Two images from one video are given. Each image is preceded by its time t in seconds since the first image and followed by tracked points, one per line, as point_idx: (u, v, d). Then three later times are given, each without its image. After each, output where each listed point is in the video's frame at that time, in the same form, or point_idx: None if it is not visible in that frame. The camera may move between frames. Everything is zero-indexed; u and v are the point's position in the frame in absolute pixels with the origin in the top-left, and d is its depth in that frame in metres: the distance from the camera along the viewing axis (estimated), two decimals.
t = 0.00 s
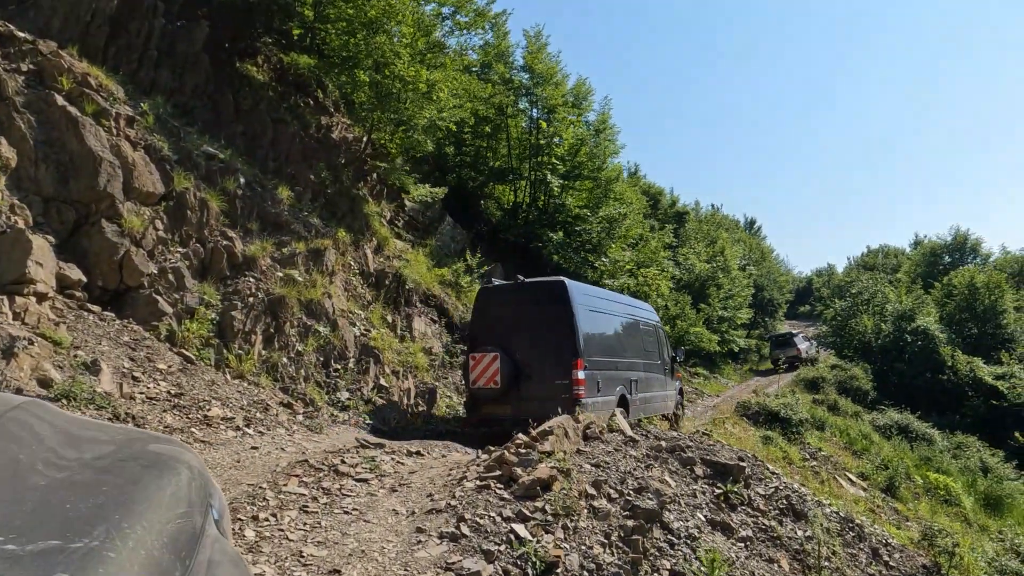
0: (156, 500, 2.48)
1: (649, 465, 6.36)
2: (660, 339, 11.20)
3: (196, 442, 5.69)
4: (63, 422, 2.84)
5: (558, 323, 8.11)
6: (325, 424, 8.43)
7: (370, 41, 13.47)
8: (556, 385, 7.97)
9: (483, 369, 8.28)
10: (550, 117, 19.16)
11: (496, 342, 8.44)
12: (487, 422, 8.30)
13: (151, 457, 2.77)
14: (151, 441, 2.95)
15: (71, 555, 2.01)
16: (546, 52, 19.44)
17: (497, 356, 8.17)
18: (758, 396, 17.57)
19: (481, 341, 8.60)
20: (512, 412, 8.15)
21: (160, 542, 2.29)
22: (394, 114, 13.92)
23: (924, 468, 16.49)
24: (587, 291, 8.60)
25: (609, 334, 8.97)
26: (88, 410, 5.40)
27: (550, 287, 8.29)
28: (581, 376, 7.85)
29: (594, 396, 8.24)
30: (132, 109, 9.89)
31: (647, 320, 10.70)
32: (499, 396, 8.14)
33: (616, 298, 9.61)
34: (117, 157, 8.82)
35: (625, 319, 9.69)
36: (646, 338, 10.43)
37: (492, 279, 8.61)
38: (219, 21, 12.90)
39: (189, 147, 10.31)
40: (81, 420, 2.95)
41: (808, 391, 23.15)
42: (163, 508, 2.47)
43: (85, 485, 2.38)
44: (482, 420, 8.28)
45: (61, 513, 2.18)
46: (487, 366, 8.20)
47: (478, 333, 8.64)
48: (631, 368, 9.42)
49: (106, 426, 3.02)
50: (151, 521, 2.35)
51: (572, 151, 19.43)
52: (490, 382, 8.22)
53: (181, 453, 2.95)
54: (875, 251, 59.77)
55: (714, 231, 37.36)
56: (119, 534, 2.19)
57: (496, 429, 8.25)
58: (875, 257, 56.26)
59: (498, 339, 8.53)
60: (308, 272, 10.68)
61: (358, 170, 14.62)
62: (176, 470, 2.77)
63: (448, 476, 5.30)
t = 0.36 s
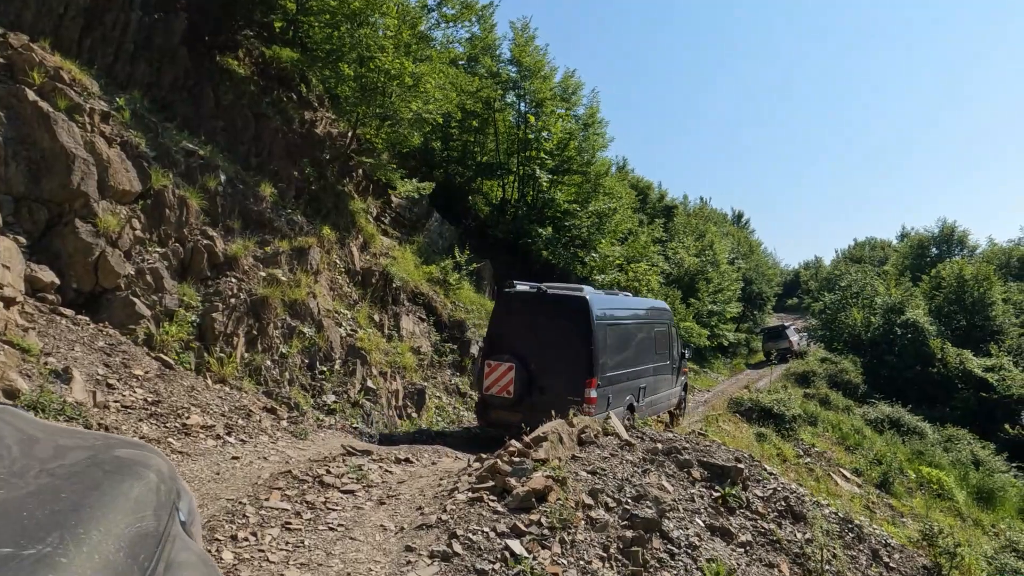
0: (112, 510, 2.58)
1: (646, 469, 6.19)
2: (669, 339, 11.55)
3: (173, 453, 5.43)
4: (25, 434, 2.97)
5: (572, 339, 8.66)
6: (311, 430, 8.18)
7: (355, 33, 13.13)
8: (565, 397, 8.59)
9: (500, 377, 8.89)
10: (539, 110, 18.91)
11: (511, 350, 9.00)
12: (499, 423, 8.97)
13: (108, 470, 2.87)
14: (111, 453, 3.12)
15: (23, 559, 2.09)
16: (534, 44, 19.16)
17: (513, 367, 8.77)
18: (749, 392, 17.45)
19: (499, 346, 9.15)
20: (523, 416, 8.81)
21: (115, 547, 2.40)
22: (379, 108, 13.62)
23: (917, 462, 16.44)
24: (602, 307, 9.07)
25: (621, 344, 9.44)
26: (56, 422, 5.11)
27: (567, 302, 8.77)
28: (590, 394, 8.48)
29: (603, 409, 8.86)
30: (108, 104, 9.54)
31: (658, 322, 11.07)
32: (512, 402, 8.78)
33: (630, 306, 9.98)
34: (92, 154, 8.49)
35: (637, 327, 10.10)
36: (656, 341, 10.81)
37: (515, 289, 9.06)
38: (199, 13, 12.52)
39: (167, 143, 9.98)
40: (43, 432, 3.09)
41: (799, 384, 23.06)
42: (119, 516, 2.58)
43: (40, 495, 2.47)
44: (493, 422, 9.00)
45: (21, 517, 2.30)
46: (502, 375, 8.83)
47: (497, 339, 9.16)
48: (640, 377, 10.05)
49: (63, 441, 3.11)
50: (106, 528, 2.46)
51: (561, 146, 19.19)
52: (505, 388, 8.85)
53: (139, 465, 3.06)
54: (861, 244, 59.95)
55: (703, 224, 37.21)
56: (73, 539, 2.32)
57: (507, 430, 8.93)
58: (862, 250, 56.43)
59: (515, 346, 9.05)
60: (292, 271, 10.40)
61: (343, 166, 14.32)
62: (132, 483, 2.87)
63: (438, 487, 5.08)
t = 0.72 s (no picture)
0: (91, 493, 2.50)
1: (647, 472, 6.00)
2: (667, 334, 11.38)
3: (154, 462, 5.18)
4: None
5: (573, 336, 8.54)
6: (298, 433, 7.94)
7: (341, 23, 12.80)
8: (568, 394, 8.43)
9: (502, 375, 8.71)
10: (528, 103, 18.69)
11: (513, 348, 8.84)
12: (501, 422, 8.78)
13: (88, 454, 2.78)
14: (91, 439, 2.99)
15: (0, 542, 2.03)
16: (522, 36, 18.89)
17: (515, 365, 8.60)
18: (741, 388, 17.34)
19: (500, 345, 8.99)
20: (526, 415, 8.63)
21: (95, 529, 2.33)
22: (364, 100, 13.32)
23: (908, 457, 16.42)
24: (601, 303, 8.97)
25: (620, 339, 9.32)
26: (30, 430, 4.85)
27: (567, 299, 8.66)
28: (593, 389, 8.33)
29: (604, 404, 8.73)
30: (84, 95, 9.21)
31: (657, 316, 10.92)
32: (515, 401, 8.60)
33: (628, 301, 9.86)
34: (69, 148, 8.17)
35: (636, 321, 9.97)
36: (654, 337, 10.67)
37: (514, 287, 8.92)
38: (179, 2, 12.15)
39: (147, 137, 9.65)
40: (17, 420, 2.96)
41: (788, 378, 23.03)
42: (99, 499, 2.49)
43: (15, 481, 2.39)
44: (496, 421, 8.81)
45: None
46: (504, 373, 8.63)
47: (497, 338, 9.00)
48: (639, 370, 9.91)
49: (41, 427, 2.99)
50: (85, 511, 2.38)
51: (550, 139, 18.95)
52: (508, 387, 8.66)
53: (120, 449, 2.96)
54: (846, 238, 60.25)
55: (690, 218, 37.14)
56: (52, 522, 2.24)
57: (510, 429, 8.74)
58: (847, 243, 56.64)
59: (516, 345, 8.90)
60: (278, 269, 10.12)
61: (328, 160, 14.01)
62: (113, 465, 2.79)
63: (435, 496, 4.86)
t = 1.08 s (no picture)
0: (44, 481, 2.26)
1: (643, 474, 5.77)
2: (661, 331, 11.16)
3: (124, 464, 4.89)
4: None
5: (565, 337, 8.29)
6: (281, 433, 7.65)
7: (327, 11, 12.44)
8: (562, 394, 8.20)
9: (496, 378, 8.49)
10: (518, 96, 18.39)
11: (506, 350, 8.61)
12: (497, 425, 8.55)
13: (45, 443, 2.53)
14: (49, 429, 2.72)
15: None
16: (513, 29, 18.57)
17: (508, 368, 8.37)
18: (731, 386, 17.16)
19: (492, 348, 8.75)
20: (521, 417, 8.40)
21: (44, 517, 2.10)
22: (352, 90, 12.98)
23: (898, 455, 16.30)
24: (593, 302, 8.72)
25: (614, 337, 9.10)
26: None
27: (558, 300, 8.42)
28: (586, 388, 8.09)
29: (600, 403, 8.52)
30: (58, 81, 8.85)
31: (650, 314, 10.71)
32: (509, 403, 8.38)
33: (620, 299, 9.63)
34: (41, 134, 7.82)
35: (629, 319, 9.75)
36: (648, 334, 10.45)
37: (504, 290, 8.68)
38: None
39: (124, 125, 9.30)
40: None
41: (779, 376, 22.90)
42: (53, 488, 2.26)
43: None
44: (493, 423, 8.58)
45: None
46: (497, 375, 8.41)
47: (490, 341, 8.77)
48: (634, 367, 9.70)
49: None
50: (35, 498, 2.16)
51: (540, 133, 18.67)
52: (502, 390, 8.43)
53: (80, 440, 2.70)
54: (833, 235, 60.40)
55: (680, 215, 36.95)
56: None
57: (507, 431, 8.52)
58: (835, 241, 56.73)
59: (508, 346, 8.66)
60: (261, 262, 9.80)
61: (313, 152, 13.67)
62: (70, 456, 2.53)
63: (421, 501, 4.60)
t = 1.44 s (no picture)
0: (25, 477, 2.00)
1: (651, 480, 5.49)
2: (665, 329, 10.90)
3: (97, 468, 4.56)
4: None
5: (582, 331, 8.11)
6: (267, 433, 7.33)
7: None
8: (576, 389, 8.02)
9: (512, 369, 8.25)
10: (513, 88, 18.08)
11: (519, 342, 8.38)
12: (507, 418, 8.32)
13: (22, 439, 2.23)
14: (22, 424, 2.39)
15: None
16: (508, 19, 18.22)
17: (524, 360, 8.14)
18: (725, 385, 16.95)
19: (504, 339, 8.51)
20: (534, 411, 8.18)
21: (26, 515, 1.87)
22: (343, 78, 12.59)
23: (892, 456, 16.15)
24: (606, 297, 8.57)
25: (623, 333, 8.89)
26: None
27: (575, 293, 8.23)
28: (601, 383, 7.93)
29: (611, 399, 8.31)
30: (35, 62, 8.45)
31: (656, 311, 10.46)
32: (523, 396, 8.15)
33: (628, 296, 9.43)
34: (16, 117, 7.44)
35: (635, 316, 9.52)
36: (653, 332, 10.20)
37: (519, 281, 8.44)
38: None
39: (105, 109, 8.91)
40: None
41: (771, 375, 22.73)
42: (31, 484, 2.00)
43: None
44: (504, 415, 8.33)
45: None
46: (514, 367, 8.18)
47: (502, 333, 8.52)
48: (639, 365, 9.46)
49: None
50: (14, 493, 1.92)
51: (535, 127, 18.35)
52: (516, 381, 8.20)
53: (61, 437, 2.39)
54: (823, 234, 60.49)
55: (672, 212, 36.75)
56: None
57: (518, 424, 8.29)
58: (824, 240, 56.81)
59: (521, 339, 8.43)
60: (247, 254, 9.44)
61: (302, 142, 13.30)
62: (47, 452, 2.22)
63: (417, 511, 4.29)
